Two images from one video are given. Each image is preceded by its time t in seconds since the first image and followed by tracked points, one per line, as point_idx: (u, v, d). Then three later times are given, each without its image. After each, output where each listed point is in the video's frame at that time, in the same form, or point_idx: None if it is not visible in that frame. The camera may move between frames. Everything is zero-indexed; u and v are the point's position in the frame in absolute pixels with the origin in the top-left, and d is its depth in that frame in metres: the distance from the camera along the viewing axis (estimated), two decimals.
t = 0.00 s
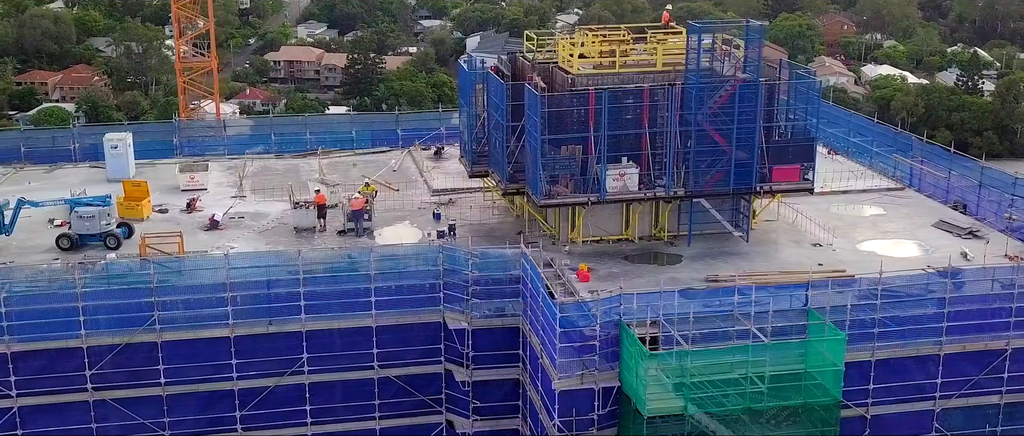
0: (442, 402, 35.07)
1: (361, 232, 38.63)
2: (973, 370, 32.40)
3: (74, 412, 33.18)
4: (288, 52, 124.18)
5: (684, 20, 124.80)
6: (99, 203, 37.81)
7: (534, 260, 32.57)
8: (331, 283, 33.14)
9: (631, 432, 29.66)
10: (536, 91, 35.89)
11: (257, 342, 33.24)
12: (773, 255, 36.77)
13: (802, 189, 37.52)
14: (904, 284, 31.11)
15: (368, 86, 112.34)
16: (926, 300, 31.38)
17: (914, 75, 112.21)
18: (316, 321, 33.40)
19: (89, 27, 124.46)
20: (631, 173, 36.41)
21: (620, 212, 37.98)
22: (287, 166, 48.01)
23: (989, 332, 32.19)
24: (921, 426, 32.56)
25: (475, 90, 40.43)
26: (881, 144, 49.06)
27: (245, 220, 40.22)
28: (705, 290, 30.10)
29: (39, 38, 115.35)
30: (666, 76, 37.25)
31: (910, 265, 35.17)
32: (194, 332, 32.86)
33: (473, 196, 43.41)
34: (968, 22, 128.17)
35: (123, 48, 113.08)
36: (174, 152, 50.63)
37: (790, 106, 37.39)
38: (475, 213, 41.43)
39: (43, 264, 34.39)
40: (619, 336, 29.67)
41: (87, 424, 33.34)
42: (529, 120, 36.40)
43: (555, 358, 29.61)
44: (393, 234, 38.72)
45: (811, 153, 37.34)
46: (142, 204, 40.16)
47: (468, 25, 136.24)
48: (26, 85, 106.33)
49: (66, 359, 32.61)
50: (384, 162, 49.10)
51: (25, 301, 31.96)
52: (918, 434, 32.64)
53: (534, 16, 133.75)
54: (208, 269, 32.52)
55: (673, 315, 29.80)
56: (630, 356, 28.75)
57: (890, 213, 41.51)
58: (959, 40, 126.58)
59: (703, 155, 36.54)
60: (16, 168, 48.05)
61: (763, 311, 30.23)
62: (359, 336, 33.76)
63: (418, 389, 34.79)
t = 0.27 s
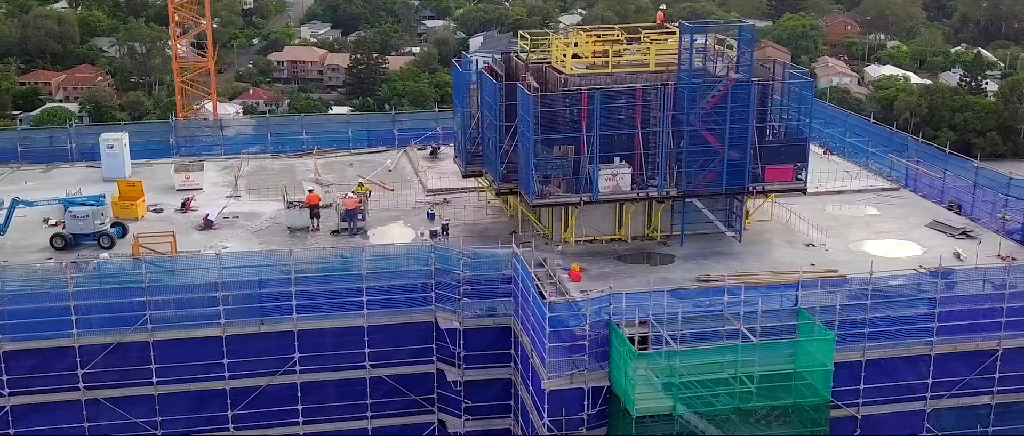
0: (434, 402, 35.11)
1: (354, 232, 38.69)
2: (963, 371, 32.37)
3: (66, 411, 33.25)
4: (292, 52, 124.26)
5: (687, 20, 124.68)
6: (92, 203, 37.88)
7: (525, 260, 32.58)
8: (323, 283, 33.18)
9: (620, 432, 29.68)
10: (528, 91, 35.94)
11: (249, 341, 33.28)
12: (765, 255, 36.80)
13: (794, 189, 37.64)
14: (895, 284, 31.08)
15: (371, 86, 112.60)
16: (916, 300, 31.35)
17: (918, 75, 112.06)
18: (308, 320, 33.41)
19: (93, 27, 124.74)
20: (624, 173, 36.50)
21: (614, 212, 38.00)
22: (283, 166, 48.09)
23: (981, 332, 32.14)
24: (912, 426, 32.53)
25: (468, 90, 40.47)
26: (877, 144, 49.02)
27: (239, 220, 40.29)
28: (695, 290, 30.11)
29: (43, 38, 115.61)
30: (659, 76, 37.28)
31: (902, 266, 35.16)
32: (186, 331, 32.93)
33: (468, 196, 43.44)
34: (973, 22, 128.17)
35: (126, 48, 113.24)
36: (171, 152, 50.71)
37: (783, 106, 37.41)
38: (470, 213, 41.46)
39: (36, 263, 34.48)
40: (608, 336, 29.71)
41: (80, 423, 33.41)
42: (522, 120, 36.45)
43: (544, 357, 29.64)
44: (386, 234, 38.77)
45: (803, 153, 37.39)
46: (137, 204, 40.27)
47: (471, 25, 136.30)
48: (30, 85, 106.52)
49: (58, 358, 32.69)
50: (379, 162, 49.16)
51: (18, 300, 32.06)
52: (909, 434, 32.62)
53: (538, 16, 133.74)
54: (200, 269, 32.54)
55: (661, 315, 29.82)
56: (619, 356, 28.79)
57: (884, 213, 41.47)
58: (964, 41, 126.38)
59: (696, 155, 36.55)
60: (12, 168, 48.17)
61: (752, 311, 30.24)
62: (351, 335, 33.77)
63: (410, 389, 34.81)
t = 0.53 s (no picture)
0: (425, 402, 35.11)
1: (347, 231, 38.71)
2: (953, 371, 32.32)
3: (56, 410, 33.31)
4: (295, 52, 124.41)
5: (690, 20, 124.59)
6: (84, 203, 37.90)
7: (514, 260, 32.59)
8: (313, 283, 33.21)
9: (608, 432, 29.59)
10: (519, 91, 35.99)
11: (239, 341, 33.31)
12: (756, 255, 36.79)
13: (785, 189, 37.61)
14: (884, 285, 31.07)
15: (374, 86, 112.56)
16: (906, 300, 31.34)
17: (921, 75, 111.92)
18: (298, 320, 33.44)
19: (97, 28, 124.94)
20: (615, 173, 36.40)
21: (606, 212, 38.03)
22: (278, 166, 48.14)
23: (970, 332, 32.11)
24: (902, 426, 32.50)
25: (462, 90, 40.55)
26: (872, 144, 48.99)
27: (232, 220, 40.37)
28: (684, 291, 30.12)
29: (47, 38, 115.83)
30: (651, 76, 37.28)
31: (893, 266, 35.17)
32: (176, 331, 32.98)
33: (462, 196, 43.46)
34: (977, 22, 128.03)
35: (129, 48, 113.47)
36: (166, 152, 50.76)
37: (775, 106, 37.43)
38: (462, 213, 41.50)
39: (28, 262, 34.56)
40: (596, 336, 29.74)
41: (70, 422, 33.47)
42: (512, 120, 36.48)
43: (532, 357, 29.66)
44: (378, 234, 38.79)
45: (794, 153, 37.32)
46: (130, 204, 40.34)
47: (475, 25, 136.37)
48: (33, 85, 106.75)
49: (48, 357, 32.77)
50: (373, 162, 49.20)
51: (8, 300, 32.15)
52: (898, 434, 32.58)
53: (541, 16, 133.78)
54: (190, 269, 32.60)
55: (648, 315, 29.86)
56: (607, 356, 28.80)
57: (877, 213, 41.43)
58: (969, 41, 126.27)
59: (687, 156, 36.56)
60: (8, 168, 48.29)
61: (739, 311, 30.29)
62: (341, 335, 33.79)
63: (400, 388, 34.83)
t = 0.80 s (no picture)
0: (413, 402, 35.13)
1: (336, 231, 38.75)
2: (939, 372, 32.31)
3: (44, 410, 33.36)
4: (298, 53, 124.54)
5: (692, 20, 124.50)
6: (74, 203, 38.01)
7: (501, 260, 32.63)
8: (300, 283, 33.24)
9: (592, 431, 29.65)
10: (507, 91, 36.02)
11: (226, 341, 33.34)
12: (745, 255, 36.80)
13: (773, 189, 37.54)
14: (869, 285, 31.08)
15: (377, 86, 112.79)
16: (892, 300, 31.35)
17: (924, 75, 111.84)
18: (286, 320, 33.48)
19: (100, 28, 125.12)
20: (604, 173, 36.44)
21: (595, 212, 38.05)
22: (271, 166, 48.20)
23: (957, 333, 32.07)
24: (888, 426, 32.50)
25: (453, 90, 40.65)
26: (865, 144, 48.99)
27: (223, 220, 40.46)
28: (669, 291, 30.18)
29: (49, 39, 116.01)
30: (640, 76, 37.29)
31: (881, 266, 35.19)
32: (163, 330, 33.03)
33: (453, 195, 43.50)
34: (981, 23, 127.79)
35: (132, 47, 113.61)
36: (160, 152, 50.81)
37: (763, 106, 37.48)
38: (453, 213, 41.54)
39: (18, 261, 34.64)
40: (581, 336, 29.79)
41: (58, 422, 33.52)
42: (501, 120, 36.52)
43: (517, 357, 29.71)
44: (369, 233, 38.84)
45: (783, 153, 37.28)
46: (121, 204, 40.43)
47: (478, 25, 136.50)
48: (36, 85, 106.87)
49: (36, 356, 32.83)
50: (366, 162, 49.23)
51: None
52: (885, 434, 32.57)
53: (544, 16, 133.84)
54: (178, 268, 32.63)
55: (633, 315, 29.87)
56: (592, 356, 28.82)
57: (868, 213, 41.41)
58: (973, 41, 126.25)
59: (676, 156, 36.59)
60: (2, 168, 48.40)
61: (724, 311, 30.38)
62: (328, 335, 33.81)
63: (388, 388, 34.84)
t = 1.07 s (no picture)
0: (398, 402, 35.16)
1: (324, 231, 38.80)
2: (923, 372, 32.29)
3: (30, 409, 33.41)
4: (300, 53, 124.59)
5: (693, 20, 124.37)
6: (62, 203, 38.18)
7: (485, 260, 32.65)
8: (284, 283, 33.26)
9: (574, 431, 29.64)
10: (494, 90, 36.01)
11: (211, 341, 33.38)
12: (732, 255, 36.81)
13: (760, 189, 37.60)
14: (853, 285, 31.07)
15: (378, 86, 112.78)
16: (876, 301, 31.32)
17: (926, 75, 111.74)
18: (270, 320, 33.51)
19: (103, 28, 125.21)
20: (590, 173, 36.52)
21: (582, 212, 38.04)
22: (261, 166, 48.26)
23: (941, 333, 32.04)
24: (872, 426, 32.49)
25: (441, 90, 40.65)
26: (856, 144, 48.99)
27: (211, 220, 40.52)
28: (652, 291, 30.20)
29: (52, 39, 116.12)
30: (627, 76, 37.31)
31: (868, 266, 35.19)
32: (149, 330, 33.09)
33: (442, 195, 43.55)
34: (984, 23, 127.66)
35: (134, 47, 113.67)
36: (152, 152, 50.83)
37: (750, 106, 37.48)
38: (441, 213, 41.54)
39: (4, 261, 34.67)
40: (563, 336, 29.80)
41: (43, 421, 33.57)
42: (487, 120, 36.52)
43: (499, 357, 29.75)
44: (358, 233, 38.89)
45: (769, 154, 37.30)
46: (110, 204, 40.47)
47: (479, 25, 136.59)
48: (39, 85, 106.90)
49: (22, 356, 32.88)
50: (357, 162, 49.26)
51: None
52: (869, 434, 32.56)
53: (547, 16, 133.82)
54: (163, 268, 32.65)
55: (615, 315, 29.91)
56: (573, 356, 28.91)
57: (857, 213, 41.37)
58: (975, 41, 126.19)
59: (662, 156, 36.60)
60: None
61: (707, 311, 30.39)
62: (313, 335, 33.82)
63: (373, 388, 34.87)
